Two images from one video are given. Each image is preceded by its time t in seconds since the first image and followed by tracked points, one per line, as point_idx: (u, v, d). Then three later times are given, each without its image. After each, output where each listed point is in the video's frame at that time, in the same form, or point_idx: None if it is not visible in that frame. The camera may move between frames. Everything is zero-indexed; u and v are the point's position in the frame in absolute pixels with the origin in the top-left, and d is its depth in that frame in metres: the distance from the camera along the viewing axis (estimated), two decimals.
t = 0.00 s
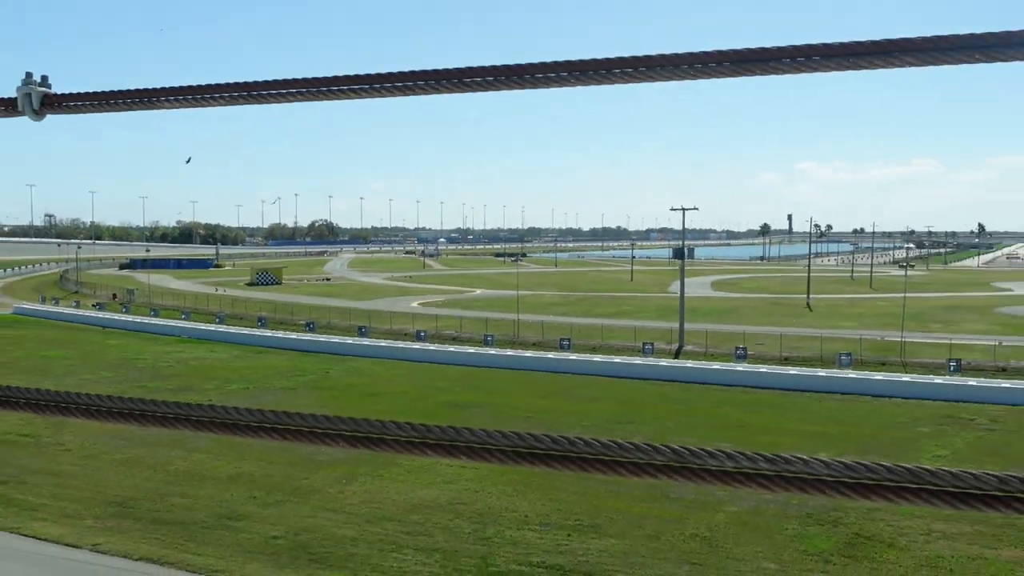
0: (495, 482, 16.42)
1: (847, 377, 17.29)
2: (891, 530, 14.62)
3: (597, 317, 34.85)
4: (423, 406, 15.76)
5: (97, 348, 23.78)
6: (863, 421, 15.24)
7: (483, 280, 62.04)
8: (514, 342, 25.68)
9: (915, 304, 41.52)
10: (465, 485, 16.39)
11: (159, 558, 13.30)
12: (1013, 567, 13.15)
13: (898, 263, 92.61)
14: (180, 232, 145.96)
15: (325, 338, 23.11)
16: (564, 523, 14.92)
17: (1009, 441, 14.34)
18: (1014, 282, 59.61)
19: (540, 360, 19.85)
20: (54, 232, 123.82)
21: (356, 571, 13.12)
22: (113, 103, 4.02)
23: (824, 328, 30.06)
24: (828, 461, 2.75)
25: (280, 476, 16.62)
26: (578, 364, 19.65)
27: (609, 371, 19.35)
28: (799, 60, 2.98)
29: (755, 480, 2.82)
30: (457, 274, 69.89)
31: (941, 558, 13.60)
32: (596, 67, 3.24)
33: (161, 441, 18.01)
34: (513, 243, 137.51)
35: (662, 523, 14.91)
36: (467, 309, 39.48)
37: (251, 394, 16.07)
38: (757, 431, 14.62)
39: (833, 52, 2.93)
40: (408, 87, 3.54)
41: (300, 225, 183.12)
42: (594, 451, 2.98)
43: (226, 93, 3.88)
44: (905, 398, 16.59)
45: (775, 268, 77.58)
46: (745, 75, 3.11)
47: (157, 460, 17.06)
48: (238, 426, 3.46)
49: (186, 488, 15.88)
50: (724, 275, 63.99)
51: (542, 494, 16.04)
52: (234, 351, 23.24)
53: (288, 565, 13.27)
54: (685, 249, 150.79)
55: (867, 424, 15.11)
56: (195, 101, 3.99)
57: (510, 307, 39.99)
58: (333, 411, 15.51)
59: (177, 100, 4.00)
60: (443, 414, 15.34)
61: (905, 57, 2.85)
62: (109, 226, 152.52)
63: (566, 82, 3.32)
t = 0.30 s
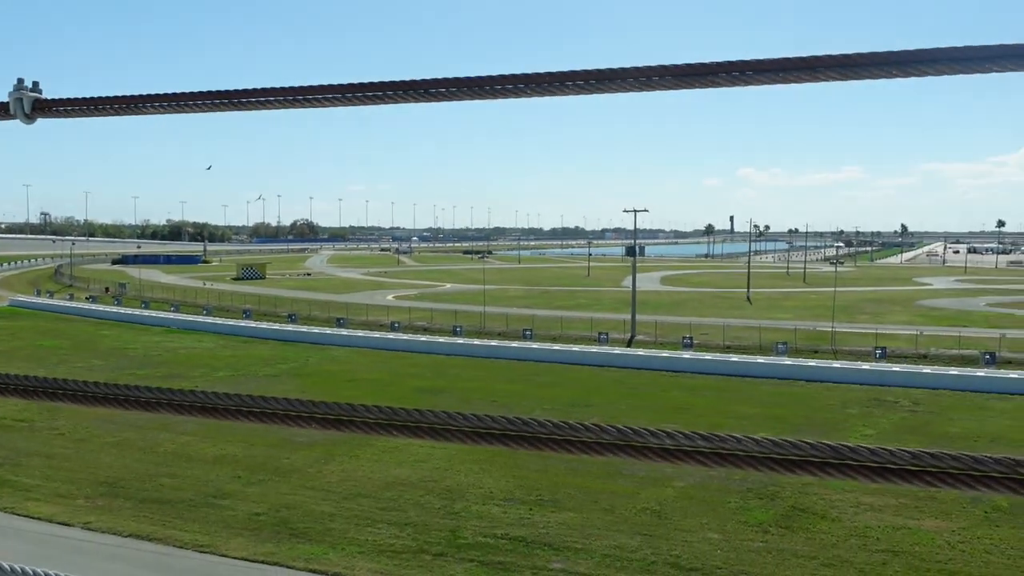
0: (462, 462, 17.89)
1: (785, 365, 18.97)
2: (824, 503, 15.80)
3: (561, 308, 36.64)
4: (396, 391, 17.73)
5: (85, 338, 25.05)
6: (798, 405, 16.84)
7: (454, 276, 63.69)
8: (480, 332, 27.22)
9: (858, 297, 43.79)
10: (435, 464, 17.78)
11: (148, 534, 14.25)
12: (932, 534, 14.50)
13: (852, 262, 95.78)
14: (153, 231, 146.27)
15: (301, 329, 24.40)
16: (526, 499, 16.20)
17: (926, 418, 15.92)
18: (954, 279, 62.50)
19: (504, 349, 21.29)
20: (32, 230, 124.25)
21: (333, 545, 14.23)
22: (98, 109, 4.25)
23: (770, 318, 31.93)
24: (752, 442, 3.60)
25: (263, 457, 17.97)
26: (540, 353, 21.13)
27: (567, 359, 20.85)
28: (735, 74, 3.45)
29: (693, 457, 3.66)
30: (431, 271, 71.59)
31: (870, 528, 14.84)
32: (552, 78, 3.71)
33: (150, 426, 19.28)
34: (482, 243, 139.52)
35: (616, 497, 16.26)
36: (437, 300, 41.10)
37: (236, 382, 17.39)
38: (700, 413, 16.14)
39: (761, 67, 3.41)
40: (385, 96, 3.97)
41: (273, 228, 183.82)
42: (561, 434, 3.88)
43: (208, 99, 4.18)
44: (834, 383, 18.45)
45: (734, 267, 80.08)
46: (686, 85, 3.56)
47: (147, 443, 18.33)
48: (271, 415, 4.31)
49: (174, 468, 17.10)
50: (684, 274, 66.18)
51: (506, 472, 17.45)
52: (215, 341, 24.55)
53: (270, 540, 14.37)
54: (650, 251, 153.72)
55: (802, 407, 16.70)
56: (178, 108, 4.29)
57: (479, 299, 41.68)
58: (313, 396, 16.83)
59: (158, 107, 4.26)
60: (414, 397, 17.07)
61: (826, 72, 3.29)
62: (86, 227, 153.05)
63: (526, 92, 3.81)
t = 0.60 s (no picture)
0: (434, 459, 17.99)
1: (755, 361, 19.11)
2: (793, 498, 15.95)
3: (532, 305, 36.65)
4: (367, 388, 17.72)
5: (50, 337, 24.69)
6: (767, 400, 17.01)
7: (426, 273, 63.57)
8: (452, 328, 27.20)
9: (825, 294, 44.28)
10: (407, 462, 17.76)
11: (115, 535, 14.07)
12: (899, 527, 14.70)
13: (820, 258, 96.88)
14: (122, 228, 144.26)
15: (270, 326, 24.23)
16: (498, 495, 16.23)
17: (893, 413, 16.15)
18: (919, 275, 63.44)
19: (476, 345, 21.29)
20: None
21: (305, 544, 14.15)
22: (58, 102, 4.17)
23: (739, 315, 32.18)
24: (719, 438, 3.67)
25: (233, 456, 17.85)
26: (511, 350, 21.15)
27: (540, 355, 20.88)
28: (701, 70, 3.49)
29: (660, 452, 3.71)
30: (403, 268, 71.29)
31: (838, 522, 15.01)
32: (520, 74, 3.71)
33: (117, 426, 19.07)
34: (455, 241, 139.12)
35: (588, 493, 16.33)
36: (409, 298, 41.00)
37: (204, 381, 17.23)
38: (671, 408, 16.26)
39: (727, 64, 3.45)
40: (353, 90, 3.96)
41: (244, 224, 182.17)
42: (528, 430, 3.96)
43: (173, 93, 4.14)
44: (802, 378, 18.60)
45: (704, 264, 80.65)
46: (652, 82, 3.60)
47: (114, 444, 18.11)
48: (240, 414, 4.35)
49: (142, 467, 16.93)
50: (657, 272, 66.50)
51: (478, 469, 17.48)
52: (183, 339, 24.33)
53: (241, 539, 14.26)
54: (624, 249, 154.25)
55: (771, 402, 16.87)
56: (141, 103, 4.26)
57: (451, 296, 41.60)
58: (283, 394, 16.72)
59: (123, 101, 4.22)
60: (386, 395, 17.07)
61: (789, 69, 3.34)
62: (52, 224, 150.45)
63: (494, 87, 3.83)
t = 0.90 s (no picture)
0: (407, 455, 17.97)
1: (726, 355, 19.25)
2: (764, 491, 16.10)
3: (505, 301, 36.67)
4: (339, 385, 17.66)
5: (15, 334, 24.29)
6: (738, 394, 17.16)
7: (399, 269, 63.36)
8: (425, 324, 27.13)
9: (794, 290, 44.75)
10: (380, 459, 17.72)
11: (83, 535, 13.88)
12: (867, 519, 14.89)
13: (790, 253, 97.84)
14: (90, 224, 142.19)
15: (242, 323, 24.02)
16: (471, 492, 16.23)
17: (861, 406, 16.35)
18: (886, 271, 64.32)
19: (449, 342, 21.27)
20: None
21: (276, 542, 14.06)
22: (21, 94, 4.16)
23: (710, 310, 32.42)
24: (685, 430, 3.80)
25: (203, 454, 17.71)
26: (483, 345, 21.15)
27: (513, 352, 20.89)
28: (667, 66, 3.55)
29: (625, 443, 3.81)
30: (377, 263, 71.01)
31: (807, 514, 15.18)
32: (487, 69, 3.85)
33: (85, 425, 18.82)
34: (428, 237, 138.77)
35: (561, 489, 16.38)
36: (381, 293, 40.82)
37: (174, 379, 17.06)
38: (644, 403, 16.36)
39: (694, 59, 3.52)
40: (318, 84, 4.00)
41: (217, 219, 180.30)
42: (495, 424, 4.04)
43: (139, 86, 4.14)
44: (773, 373, 18.79)
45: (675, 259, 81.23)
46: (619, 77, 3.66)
47: (81, 443, 17.86)
48: (205, 410, 4.36)
49: (110, 466, 16.73)
50: (630, 267, 66.77)
51: (451, 465, 17.48)
52: (153, 336, 24.06)
53: (212, 538, 14.14)
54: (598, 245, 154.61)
55: (742, 396, 17.03)
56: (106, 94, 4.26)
57: (423, 292, 41.47)
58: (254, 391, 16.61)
59: (87, 94, 4.22)
60: (358, 391, 17.06)
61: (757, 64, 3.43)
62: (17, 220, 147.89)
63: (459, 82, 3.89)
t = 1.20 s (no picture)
0: (379, 450, 17.97)
1: (697, 349, 19.39)
2: (734, 484, 16.25)
3: (477, 296, 36.67)
4: (310, 380, 17.60)
5: None
6: (708, 388, 17.32)
7: (371, 264, 63.11)
8: (396, 320, 27.09)
9: (763, 285, 45.15)
10: (351, 455, 17.66)
11: (49, 535, 13.68)
12: (835, 510, 15.08)
13: (760, 248, 98.66)
14: (58, 219, 140.17)
15: (212, 319, 23.84)
16: (443, 487, 16.23)
17: (829, 399, 16.57)
18: (854, 265, 65.17)
19: (422, 337, 21.26)
20: None
21: (247, 539, 13.96)
22: None
23: (681, 305, 32.61)
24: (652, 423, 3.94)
25: (172, 451, 17.56)
26: (456, 340, 21.13)
27: (485, 346, 20.91)
28: (635, 60, 3.83)
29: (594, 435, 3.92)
30: (349, 259, 70.71)
31: (777, 506, 15.35)
32: (455, 63, 4.00)
33: (51, 423, 18.57)
34: (401, 233, 138.22)
35: (533, 483, 16.42)
36: (352, 289, 40.67)
37: (142, 375, 16.89)
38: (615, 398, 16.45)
39: (660, 55, 3.78)
40: (296, 75, 4.17)
41: (185, 214, 178.61)
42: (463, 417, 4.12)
43: (107, 77, 4.24)
44: (743, 367, 19.00)
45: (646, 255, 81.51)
46: (587, 71, 3.90)
47: (47, 441, 17.62)
48: (173, 403, 4.44)
49: (77, 464, 16.53)
50: (602, 262, 67.00)
51: (423, 460, 17.47)
52: (121, 331, 23.78)
53: (181, 535, 14.01)
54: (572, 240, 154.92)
55: (712, 390, 17.20)
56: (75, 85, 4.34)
57: (393, 288, 41.42)
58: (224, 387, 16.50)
59: (54, 84, 4.31)
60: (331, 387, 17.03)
61: (723, 60, 3.72)
62: None
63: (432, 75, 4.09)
